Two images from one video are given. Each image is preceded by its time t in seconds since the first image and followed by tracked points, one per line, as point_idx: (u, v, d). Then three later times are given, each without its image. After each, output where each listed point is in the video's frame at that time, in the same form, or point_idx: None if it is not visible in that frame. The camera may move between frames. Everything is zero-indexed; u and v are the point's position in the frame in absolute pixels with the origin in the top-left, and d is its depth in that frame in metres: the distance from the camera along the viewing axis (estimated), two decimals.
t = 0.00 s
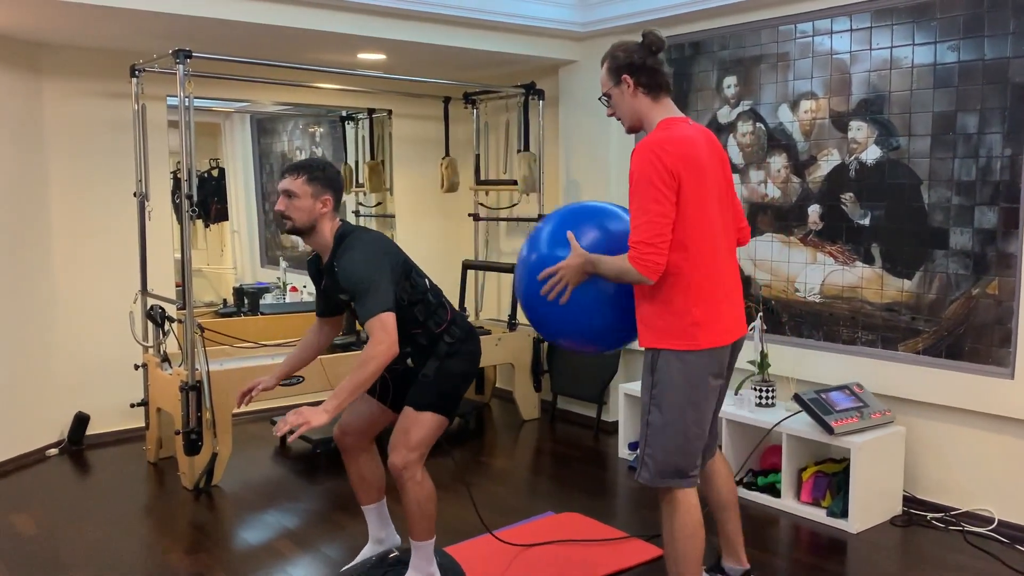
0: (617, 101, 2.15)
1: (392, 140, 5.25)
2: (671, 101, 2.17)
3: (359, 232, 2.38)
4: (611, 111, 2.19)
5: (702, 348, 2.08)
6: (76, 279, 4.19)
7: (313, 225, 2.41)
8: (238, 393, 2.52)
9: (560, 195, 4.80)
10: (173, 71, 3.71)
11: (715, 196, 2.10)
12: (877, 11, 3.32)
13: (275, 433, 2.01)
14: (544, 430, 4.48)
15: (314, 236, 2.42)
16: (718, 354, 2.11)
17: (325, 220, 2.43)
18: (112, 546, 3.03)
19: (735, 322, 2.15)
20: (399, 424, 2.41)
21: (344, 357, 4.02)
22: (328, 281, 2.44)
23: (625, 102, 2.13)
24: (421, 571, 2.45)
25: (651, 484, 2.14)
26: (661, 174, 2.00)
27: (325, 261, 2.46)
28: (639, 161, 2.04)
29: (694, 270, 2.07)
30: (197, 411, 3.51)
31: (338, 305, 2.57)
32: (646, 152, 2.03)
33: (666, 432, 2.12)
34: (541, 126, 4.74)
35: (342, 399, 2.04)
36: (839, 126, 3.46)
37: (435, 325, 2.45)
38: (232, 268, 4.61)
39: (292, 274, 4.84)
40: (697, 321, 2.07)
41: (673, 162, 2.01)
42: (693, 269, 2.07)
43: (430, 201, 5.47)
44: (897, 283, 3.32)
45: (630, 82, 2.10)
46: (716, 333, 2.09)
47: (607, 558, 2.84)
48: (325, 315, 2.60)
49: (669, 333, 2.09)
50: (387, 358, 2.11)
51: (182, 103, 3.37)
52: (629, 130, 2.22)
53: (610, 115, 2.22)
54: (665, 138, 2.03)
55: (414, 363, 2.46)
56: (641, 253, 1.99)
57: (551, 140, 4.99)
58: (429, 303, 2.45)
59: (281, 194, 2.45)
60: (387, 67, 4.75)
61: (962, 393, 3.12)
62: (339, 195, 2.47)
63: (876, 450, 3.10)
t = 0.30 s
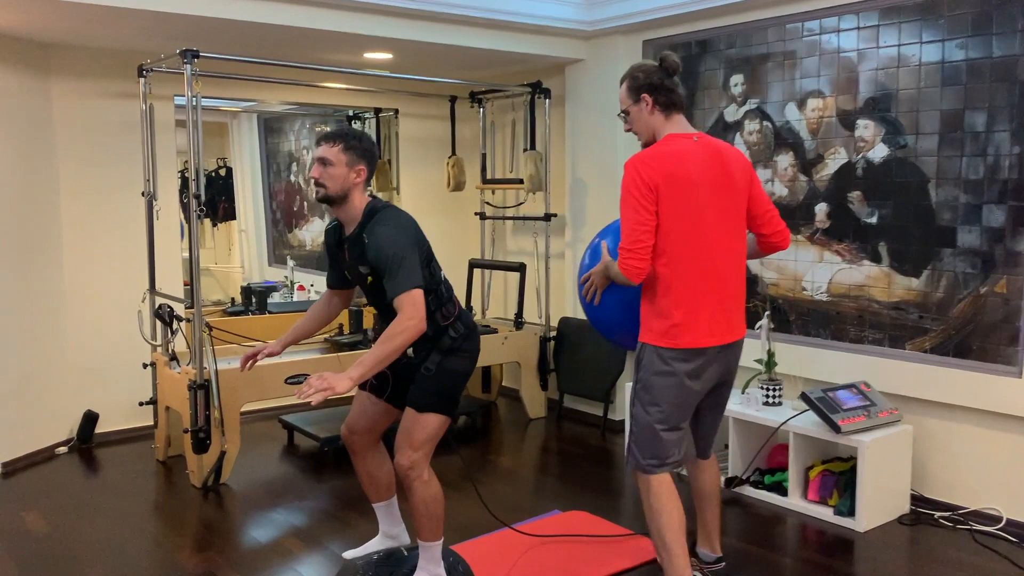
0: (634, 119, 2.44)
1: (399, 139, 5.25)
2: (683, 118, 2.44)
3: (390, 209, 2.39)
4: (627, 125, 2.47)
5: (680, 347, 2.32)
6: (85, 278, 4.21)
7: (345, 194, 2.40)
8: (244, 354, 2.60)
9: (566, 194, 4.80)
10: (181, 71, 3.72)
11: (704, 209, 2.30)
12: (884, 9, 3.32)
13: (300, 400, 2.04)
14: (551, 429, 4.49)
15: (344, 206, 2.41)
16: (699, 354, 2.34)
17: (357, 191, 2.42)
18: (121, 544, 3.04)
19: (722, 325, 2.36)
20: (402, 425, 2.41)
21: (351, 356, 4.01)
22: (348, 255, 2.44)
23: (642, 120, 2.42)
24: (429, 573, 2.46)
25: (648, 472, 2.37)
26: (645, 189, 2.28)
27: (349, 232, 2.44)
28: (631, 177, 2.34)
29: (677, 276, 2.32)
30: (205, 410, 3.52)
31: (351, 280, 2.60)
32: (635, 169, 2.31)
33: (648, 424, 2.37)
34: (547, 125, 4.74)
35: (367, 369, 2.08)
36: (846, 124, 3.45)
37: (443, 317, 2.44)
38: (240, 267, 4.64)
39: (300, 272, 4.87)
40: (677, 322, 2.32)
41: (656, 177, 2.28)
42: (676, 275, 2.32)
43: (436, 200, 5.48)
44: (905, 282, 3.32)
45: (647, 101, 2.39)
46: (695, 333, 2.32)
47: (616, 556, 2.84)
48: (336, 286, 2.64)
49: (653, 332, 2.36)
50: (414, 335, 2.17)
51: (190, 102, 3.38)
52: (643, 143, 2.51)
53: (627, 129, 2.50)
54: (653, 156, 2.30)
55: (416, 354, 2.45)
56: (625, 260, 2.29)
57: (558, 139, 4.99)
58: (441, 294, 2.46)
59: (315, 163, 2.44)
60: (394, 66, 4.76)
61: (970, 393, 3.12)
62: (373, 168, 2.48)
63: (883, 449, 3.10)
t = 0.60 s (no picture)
0: (640, 106, 2.53)
1: (407, 137, 5.26)
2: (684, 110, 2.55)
3: (407, 206, 2.41)
4: (630, 110, 2.56)
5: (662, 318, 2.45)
6: (95, 275, 4.23)
7: (360, 190, 2.40)
8: (255, 354, 2.60)
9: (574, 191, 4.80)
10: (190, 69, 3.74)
11: (704, 199, 2.43)
12: (893, 6, 3.31)
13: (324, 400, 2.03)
14: (558, 426, 4.50)
15: (360, 203, 2.41)
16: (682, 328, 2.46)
17: (373, 188, 2.42)
18: (131, 540, 3.06)
19: (710, 306, 2.47)
20: (412, 423, 2.41)
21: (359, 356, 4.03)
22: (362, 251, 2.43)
23: (648, 107, 2.51)
24: (438, 569, 2.46)
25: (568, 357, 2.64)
26: (646, 172, 2.40)
27: (364, 230, 2.43)
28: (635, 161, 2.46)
29: (669, 254, 2.44)
30: (214, 406, 3.56)
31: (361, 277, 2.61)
32: (639, 154, 2.44)
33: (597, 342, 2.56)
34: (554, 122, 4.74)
35: (387, 366, 2.10)
36: (855, 122, 3.44)
37: (454, 317, 2.44)
38: (248, 265, 4.65)
39: (308, 270, 4.90)
40: (662, 297, 2.44)
41: (657, 162, 2.40)
42: (668, 253, 2.44)
43: (443, 198, 5.48)
44: (913, 279, 3.31)
45: (657, 89, 2.49)
46: (681, 310, 2.44)
47: (623, 554, 2.85)
48: (345, 284, 2.65)
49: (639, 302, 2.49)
50: (434, 329, 2.18)
51: (198, 100, 3.39)
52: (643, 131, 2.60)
53: (627, 114, 2.59)
54: (656, 144, 2.42)
55: (426, 354, 2.44)
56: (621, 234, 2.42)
57: (565, 136, 4.99)
58: (453, 293, 2.46)
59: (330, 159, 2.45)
60: (401, 64, 4.76)
61: (978, 391, 3.12)
62: (388, 165, 2.49)
63: (892, 448, 3.10)
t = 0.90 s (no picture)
0: (611, 119, 2.63)
1: (412, 134, 5.26)
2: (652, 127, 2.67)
3: (418, 197, 2.42)
4: (600, 121, 2.66)
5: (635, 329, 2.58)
6: (101, 272, 4.24)
7: (371, 181, 2.41)
8: (266, 348, 2.61)
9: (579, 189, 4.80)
10: (196, 67, 3.74)
11: (672, 214, 2.55)
12: (899, 3, 3.30)
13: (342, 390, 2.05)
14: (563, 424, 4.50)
15: (371, 193, 2.42)
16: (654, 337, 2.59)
17: (383, 179, 2.43)
18: (137, 536, 3.07)
19: (681, 314, 2.59)
20: (419, 418, 2.42)
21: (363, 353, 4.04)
22: (371, 242, 2.43)
23: (619, 121, 2.62)
24: (444, 565, 2.47)
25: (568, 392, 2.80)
26: (618, 190, 2.49)
27: (374, 221, 2.44)
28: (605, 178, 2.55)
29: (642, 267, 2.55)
30: (219, 403, 3.57)
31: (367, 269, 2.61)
32: (609, 171, 2.52)
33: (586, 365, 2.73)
34: (560, 120, 4.73)
35: (406, 355, 2.14)
36: (860, 120, 3.44)
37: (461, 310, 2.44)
38: (253, 262, 4.67)
39: (314, 267, 4.90)
40: (635, 308, 2.57)
41: (628, 180, 2.49)
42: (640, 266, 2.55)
43: (448, 195, 5.48)
44: (919, 278, 3.30)
45: (630, 106, 2.60)
46: (654, 319, 2.57)
47: (628, 551, 2.85)
48: (353, 277, 2.65)
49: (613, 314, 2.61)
50: (447, 318, 2.21)
51: (205, 97, 3.39)
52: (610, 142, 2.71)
53: (598, 125, 2.69)
54: (626, 161, 2.52)
55: (431, 348, 2.45)
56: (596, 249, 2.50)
57: (570, 133, 4.99)
58: (461, 286, 2.46)
59: (340, 151, 2.46)
60: (406, 62, 4.77)
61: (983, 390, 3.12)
62: (398, 155, 2.49)
63: (897, 445, 3.10)
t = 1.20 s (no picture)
0: (543, 121, 2.75)
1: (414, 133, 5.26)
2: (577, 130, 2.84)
3: (426, 190, 2.41)
4: (530, 122, 2.77)
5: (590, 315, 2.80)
6: (103, 270, 4.24)
7: (381, 171, 2.41)
8: (263, 335, 2.63)
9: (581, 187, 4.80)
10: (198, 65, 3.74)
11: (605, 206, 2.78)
12: (903, 3, 3.29)
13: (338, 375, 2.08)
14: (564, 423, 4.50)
15: (380, 183, 2.42)
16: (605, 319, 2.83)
17: (392, 170, 2.43)
18: (138, 534, 3.07)
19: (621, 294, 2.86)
20: (419, 415, 2.42)
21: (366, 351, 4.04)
22: (375, 232, 2.43)
23: (550, 124, 2.76)
24: (446, 563, 2.47)
25: (541, 392, 2.93)
26: (569, 194, 2.65)
27: (381, 211, 2.43)
28: (551, 182, 2.69)
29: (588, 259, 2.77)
30: (220, 401, 3.57)
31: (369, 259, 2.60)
32: (556, 176, 2.68)
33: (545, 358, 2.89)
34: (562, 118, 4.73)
35: (402, 345, 2.15)
36: (864, 120, 3.43)
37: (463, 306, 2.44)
38: (256, 260, 4.66)
39: (316, 265, 4.90)
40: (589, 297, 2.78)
41: (576, 183, 2.66)
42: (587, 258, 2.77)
43: (450, 193, 5.48)
44: (922, 278, 3.30)
45: (563, 111, 2.75)
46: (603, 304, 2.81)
47: (629, 549, 2.85)
48: (354, 267, 2.65)
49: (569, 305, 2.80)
50: (447, 310, 2.22)
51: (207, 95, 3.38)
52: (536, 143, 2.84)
53: (525, 126, 2.79)
54: (567, 165, 2.69)
55: (432, 344, 2.45)
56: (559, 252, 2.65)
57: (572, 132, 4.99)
58: (462, 281, 2.46)
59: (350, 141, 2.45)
60: (409, 60, 4.77)
61: (983, 389, 3.11)
62: (409, 147, 2.48)
63: (898, 443, 3.09)
